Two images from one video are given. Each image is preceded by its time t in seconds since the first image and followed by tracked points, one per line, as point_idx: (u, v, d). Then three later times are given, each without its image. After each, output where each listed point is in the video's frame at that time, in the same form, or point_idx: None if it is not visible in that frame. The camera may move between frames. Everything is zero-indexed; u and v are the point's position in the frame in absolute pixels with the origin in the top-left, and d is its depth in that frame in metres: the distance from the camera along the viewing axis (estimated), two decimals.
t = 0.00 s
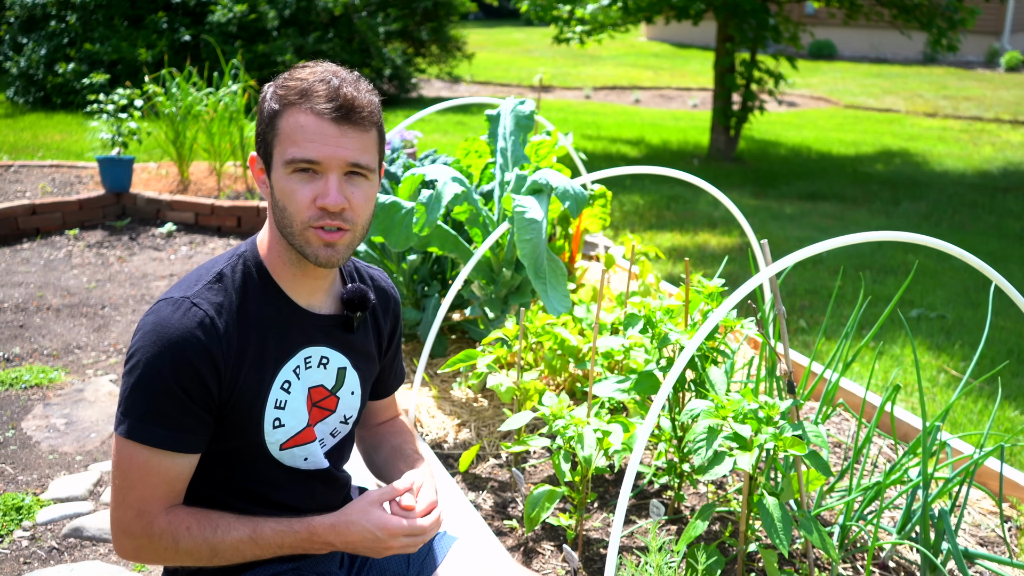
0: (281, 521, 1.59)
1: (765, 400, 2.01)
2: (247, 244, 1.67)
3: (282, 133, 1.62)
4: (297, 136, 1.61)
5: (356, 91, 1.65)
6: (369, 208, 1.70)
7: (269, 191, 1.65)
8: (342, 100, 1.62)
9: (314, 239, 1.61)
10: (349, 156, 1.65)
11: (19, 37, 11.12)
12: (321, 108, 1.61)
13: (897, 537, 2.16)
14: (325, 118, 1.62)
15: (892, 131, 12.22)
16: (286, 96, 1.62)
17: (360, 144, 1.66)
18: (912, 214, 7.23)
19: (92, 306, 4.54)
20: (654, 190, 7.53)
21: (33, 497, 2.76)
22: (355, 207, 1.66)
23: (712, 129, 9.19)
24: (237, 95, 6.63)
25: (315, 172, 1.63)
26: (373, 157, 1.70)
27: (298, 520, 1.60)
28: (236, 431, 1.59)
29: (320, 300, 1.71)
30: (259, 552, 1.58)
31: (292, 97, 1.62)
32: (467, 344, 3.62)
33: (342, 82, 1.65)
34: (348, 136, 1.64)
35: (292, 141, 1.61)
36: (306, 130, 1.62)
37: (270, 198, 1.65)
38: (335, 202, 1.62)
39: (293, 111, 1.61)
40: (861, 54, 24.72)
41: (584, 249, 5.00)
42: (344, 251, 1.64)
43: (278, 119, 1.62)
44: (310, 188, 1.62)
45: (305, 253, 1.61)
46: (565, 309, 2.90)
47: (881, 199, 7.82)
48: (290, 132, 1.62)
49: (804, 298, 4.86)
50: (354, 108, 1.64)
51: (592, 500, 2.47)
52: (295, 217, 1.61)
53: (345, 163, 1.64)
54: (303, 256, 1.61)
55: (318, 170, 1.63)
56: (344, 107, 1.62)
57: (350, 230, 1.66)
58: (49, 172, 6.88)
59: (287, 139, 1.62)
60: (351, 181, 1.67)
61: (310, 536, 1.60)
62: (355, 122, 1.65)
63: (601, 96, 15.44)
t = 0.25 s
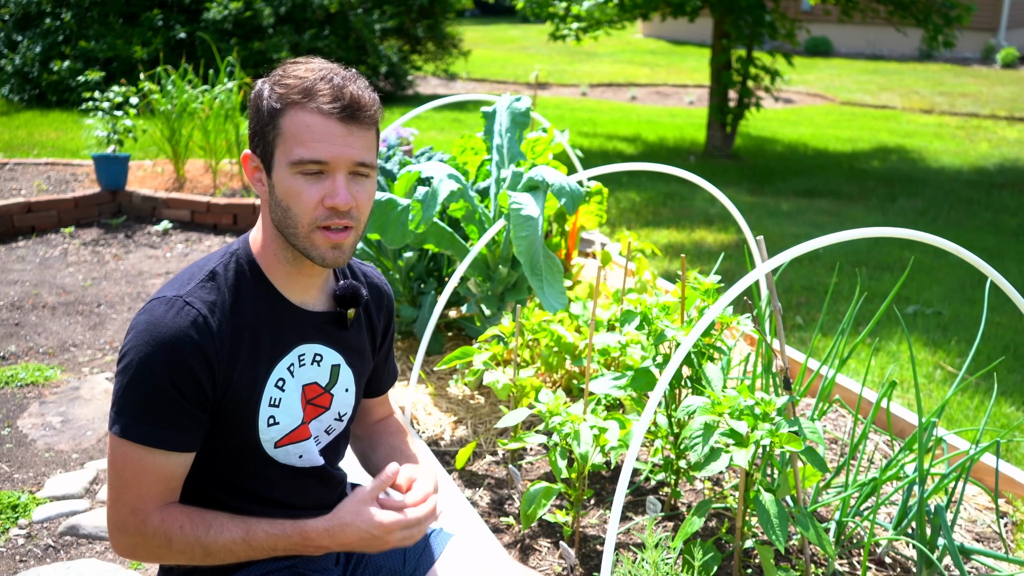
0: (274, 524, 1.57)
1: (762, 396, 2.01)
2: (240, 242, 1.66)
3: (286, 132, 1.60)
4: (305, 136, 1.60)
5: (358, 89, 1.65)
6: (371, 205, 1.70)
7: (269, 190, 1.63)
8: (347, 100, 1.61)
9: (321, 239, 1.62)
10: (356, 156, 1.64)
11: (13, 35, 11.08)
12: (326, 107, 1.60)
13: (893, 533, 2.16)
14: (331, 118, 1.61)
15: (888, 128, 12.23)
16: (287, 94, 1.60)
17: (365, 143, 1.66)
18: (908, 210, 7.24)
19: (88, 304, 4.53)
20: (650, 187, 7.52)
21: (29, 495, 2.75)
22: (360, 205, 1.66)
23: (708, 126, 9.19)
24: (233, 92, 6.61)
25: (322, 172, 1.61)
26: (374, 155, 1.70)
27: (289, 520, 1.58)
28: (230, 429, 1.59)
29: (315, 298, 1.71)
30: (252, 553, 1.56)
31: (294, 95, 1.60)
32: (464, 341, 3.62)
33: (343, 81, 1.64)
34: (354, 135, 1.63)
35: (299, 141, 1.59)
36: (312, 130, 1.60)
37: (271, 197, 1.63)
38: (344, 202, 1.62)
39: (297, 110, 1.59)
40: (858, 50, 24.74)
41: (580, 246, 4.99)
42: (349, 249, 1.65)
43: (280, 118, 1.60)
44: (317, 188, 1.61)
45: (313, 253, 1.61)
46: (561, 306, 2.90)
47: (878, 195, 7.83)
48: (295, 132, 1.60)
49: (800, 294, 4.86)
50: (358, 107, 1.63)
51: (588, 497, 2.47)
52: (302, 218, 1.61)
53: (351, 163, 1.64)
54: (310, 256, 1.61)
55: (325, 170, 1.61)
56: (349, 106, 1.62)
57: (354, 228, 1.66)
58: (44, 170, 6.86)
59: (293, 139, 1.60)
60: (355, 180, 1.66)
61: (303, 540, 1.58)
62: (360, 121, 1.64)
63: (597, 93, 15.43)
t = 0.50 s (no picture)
0: (271, 525, 1.53)
1: (759, 393, 2.00)
2: (234, 238, 1.66)
3: (278, 132, 1.59)
4: (297, 136, 1.59)
5: (348, 86, 1.64)
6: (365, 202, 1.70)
7: (263, 188, 1.63)
8: (337, 98, 1.60)
9: (316, 238, 1.61)
10: (350, 153, 1.63)
11: (10, 31, 11.03)
12: (317, 106, 1.59)
13: (892, 529, 2.16)
14: (323, 117, 1.60)
15: (886, 124, 12.23)
16: (278, 94, 1.59)
17: (358, 141, 1.65)
18: (906, 206, 7.24)
19: (85, 301, 4.52)
20: (648, 183, 7.52)
21: (26, 492, 2.75)
22: (354, 203, 1.65)
23: (706, 123, 9.19)
24: (230, 89, 6.60)
25: (315, 170, 1.60)
26: (367, 151, 1.69)
27: (286, 523, 1.53)
28: (230, 426, 1.58)
29: (310, 293, 1.71)
30: (248, 555, 1.52)
31: (284, 95, 1.59)
32: (462, 338, 3.62)
33: (333, 78, 1.63)
34: (347, 133, 1.62)
35: (291, 141, 1.59)
36: (305, 129, 1.60)
37: (264, 196, 1.62)
38: (338, 200, 1.61)
39: (288, 110, 1.59)
40: (855, 47, 24.74)
41: (578, 243, 4.99)
42: (343, 247, 1.64)
43: (272, 118, 1.59)
44: (311, 187, 1.60)
45: (307, 252, 1.61)
46: (559, 303, 2.93)
47: (876, 191, 7.83)
48: (287, 132, 1.59)
49: (798, 291, 4.86)
50: (349, 105, 1.62)
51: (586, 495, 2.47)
52: (297, 217, 1.60)
53: (345, 161, 1.63)
54: (305, 255, 1.61)
55: (318, 169, 1.60)
56: (340, 104, 1.60)
57: (349, 226, 1.65)
58: (42, 167, 6.85)
59: (285, 138, 1.59)
60: (350, 177, 1.65)
61: (300, 544, 1.52)
62: (352, 118, 1.63)
63: (595, 89, 15.42)
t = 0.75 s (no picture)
0: (264, 530, 1.53)
1: (758, 395, 2.01)
2: (233, 241, 1.65)
3: (282, 136, 1.58)
4: (301, 140, 1.58)
5: (352, 90, 1.63)
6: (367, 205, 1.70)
7: (264, 192, 1.62)
8: (342, 102, 1.60)
9: (320, 243, 1.61)
10: (354, 157, 1.63)
11: (8, 31, 11.02)
12: (321, 110, 1.59)
13: (891, 531, 2.16)
14: (326, 121, 1.60)
15: (885, 126, 12.23)
16: (281, 98, 1.59)
17: (361, 145, 1.65)
18: (905, 208, 7.25)
19: (84, 302, 4.52)
20: (647, 185, 7.53)
21: (25, 493, 2.74)
22: (357, 207, 1.66)
23: (705, 124, 9.19)
24: (229, 90, 6.59)
25: (319, 174, 1.60)
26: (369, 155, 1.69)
27: (279, 527, 1.53)
28: (229, 430, 1.58)
29: (309, 294, 1.70)
30: (241, 558, 1.52)
31: (287, 99, 1.59)
32: (460, 339, 3.62)
33: (336, 82, 1.63)
34: (351, 138, 1.62)
35: (295, 145, 1.58)
36: (309, 133, 1.59)
37: (266, 200, 1.62)
38: (342, 205, 1.61)
39: (292, 114, 1.58)
40: (854, 48, 24.76)
41: (577, 245, 5.00)
42: (346, 251, 1.65)
43: (275, 122, 1.59)
44: (315, 191, 1.60)
45: (311, 256, 1.61)
46: (558, 305, 2.94)
47: (874, 193, 7.84)
48: (291, 136, 1.58)
49: (797, 292, 4.86)
50: (353, 109, 1.62)
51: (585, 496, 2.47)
52: (300, 221, 1.60)
53: (349, 164, 1.63)
54: (308, 260, 1.61)
55: (322, 173, 1.60)
56: (345, 109, 1.60)
57: (352, 230, 1.66)
58: (40, 168, 6.84)
59: (289, 143, 1.58)
60: (353, 181, 1.65)
61: (293, 549, 1.52)
62: (355, 122, 1.63)
63: (594, 90, 15.43)
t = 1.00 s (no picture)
0: (266, 530, 1.53)
1: (759, 397, 2.01)
2: (233, 245, 1.65)
3: (279, 139, 1.58)
4: (298, 143, 1.58)
5: (346, 91, 1.64)
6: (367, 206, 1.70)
7: (263, 195, 1.62)
8: (336, 103, 1.60)
9: (320, 244, 1.61)
10: (351, 158, 1.63)
11: (9, 33, 11.03)
12: (317, 112, 1.59)
13: (892, 534, 2.16)
14: (321, 122, 1.59)
15: (885, 128, 12.24)
16: (275, 100, 1.59)
17: (358, 145, 1.65)
18: (905, 210, 7.25)
19: (84, 303, 4.52)
20: (648, 187, 7.53)
21: (25, 495, 2.74)
22: (357, 207, 1.66)
23: (705, 127, 9.20)
24: (230, 92, 6.59)
25: (317, 176, 1.60)
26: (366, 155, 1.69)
27: (281, 527, 1.53)
28: (230, 432, 1.59)
29: (309, 295, 1.71)
30: (246, 558, 1.52)
31: (282, 101, 1.59)
32: (461, 341, 3.62)
33: (330, 83, 1.63)
34: (347, 139, 1.62)
35: (292, 148, 1.58)
36: (306, 136, 1.59)
37: (266, 204, 1.62)
38: (342, 206, 1.61)
39: (287, 117, 1.58)
40: (854, 51, 24.78)
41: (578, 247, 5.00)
42: (347, 251, 1.65)
43: (271, 125, 1.58)
44: (314, 194, 1.60)
45: (311, 258, 1.61)
46: (559, 307, 2.91)
47: (875, 195, 7.84)
48: (287, 139, 1.58)
49: (797, 295, 4.86)
50: (348, 110, 1.62)
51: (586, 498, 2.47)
52: (300, 223, 1.60)
53: (346, 165, 1.63)
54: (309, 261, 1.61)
55: (320, 175, 1.60)
56: (340, 109, 1.60)
57: (352, 230, 1.66)
58: (41, 170, 6.85)
59: (286, 145, 1.58)
60: (351, 182, 1.66)
61: (296, 548, 1.51)
62: (351, 123, 1.63)
63: (595, 93, 15.44)
